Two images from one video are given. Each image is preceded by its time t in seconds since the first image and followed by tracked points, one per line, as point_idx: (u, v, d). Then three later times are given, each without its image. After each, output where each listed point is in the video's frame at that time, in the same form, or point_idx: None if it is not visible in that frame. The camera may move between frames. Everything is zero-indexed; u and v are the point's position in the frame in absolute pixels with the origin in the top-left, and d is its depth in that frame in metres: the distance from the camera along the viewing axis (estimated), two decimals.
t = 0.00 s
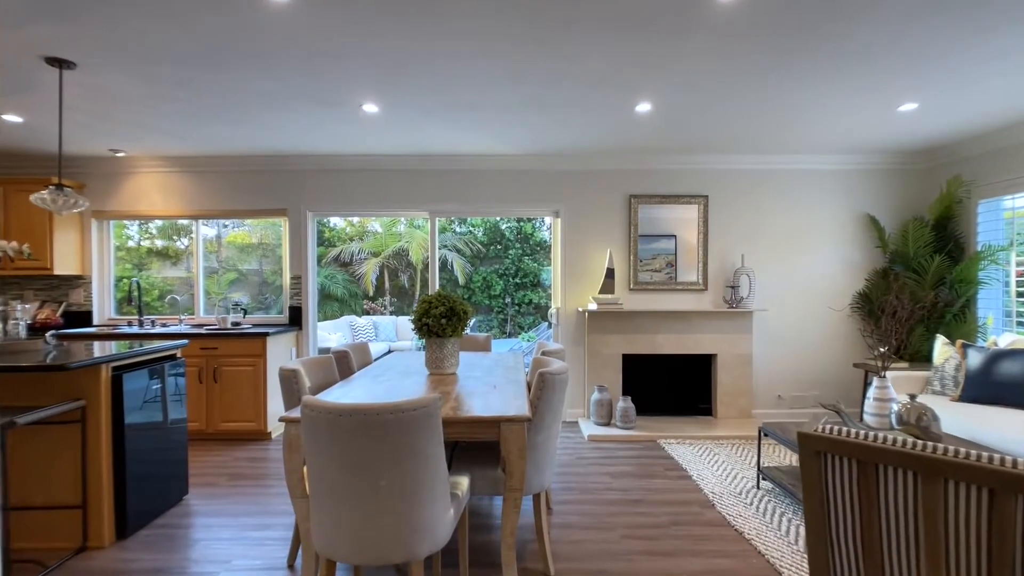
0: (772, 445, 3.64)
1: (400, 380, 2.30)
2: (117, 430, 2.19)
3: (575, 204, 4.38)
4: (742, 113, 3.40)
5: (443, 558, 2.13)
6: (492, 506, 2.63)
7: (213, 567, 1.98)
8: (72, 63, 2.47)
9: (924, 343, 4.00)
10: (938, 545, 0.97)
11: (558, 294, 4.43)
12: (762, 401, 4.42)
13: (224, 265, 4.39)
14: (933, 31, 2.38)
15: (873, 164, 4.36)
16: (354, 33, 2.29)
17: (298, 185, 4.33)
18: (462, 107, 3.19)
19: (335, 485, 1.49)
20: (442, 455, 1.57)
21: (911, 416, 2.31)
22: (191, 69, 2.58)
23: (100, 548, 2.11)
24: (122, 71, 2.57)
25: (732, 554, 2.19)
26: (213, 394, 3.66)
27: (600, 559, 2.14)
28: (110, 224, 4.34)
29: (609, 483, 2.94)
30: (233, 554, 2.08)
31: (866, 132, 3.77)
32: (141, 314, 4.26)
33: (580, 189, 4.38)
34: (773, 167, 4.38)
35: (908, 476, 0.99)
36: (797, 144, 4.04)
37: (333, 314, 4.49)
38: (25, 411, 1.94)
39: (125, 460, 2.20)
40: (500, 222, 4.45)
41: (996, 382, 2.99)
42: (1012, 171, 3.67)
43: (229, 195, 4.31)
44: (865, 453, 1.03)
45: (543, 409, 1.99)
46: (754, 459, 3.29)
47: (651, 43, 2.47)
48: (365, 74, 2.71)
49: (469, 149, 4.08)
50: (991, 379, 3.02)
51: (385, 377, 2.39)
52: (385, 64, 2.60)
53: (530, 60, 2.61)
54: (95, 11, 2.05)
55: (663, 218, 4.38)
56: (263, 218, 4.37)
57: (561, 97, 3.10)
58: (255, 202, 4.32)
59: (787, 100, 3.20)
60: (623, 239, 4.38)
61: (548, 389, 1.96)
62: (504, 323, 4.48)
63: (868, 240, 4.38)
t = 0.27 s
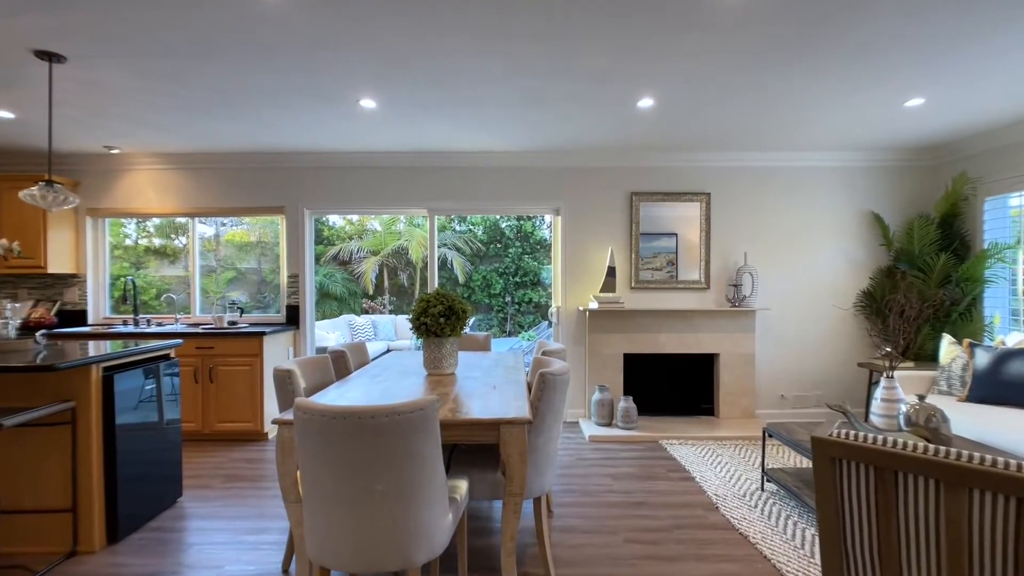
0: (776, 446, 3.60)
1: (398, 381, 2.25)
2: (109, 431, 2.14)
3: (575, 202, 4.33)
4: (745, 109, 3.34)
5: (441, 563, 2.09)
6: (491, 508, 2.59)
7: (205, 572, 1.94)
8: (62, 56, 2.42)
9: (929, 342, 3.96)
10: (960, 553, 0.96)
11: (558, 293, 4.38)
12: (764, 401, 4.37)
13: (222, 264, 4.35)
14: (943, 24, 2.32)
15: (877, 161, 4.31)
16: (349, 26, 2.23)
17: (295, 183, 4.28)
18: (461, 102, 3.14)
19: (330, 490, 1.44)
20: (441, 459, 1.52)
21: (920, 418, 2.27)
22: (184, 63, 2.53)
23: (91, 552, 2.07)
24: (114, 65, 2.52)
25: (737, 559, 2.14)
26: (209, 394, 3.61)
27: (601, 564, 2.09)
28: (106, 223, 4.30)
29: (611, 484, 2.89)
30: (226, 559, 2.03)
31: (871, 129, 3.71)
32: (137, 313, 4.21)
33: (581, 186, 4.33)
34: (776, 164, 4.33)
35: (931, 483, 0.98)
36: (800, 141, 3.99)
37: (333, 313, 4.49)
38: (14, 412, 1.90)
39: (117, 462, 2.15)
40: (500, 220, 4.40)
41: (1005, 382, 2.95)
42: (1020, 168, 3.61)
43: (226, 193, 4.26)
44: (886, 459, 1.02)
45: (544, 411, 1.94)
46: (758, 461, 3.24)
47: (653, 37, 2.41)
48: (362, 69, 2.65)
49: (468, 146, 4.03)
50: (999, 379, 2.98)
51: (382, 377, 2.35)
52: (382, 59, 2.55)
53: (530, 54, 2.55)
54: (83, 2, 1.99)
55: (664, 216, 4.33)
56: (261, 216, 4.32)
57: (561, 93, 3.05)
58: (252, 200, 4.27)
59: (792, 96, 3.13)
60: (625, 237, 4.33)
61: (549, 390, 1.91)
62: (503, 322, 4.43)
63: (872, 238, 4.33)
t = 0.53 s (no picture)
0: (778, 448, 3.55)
1: (394, 384, 2.20)
2: (97, 436, 2.09)
3: (575, 201, 4.28)
4: (747, 106, 3.29)
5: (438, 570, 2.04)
6: (490, 513, 2.54)
7: None
8: (49, 51, 2.37)
9: (932, 343, 3.92)
10: (981, 566, 0.95)
11: (558, 293, 4.33)
12: (766, 402, 4.33)
13: (219, 264, 4.30)
14: (950, 21, 2.27)
15: (879, 160, 4.27)
16: (343, 21, 2.18)
17: (292, 182, 4.23)
18: (458, 99, 3.09)
19: (322, 499, 1.40)
20: (438, 465, 1.48)
21: (926, 421, 2.23)
22: (175, 58, 2.47)
23: (79, 560, 2.02)
24: (103, 60, 2.47)
25: (741, 566, 2.09)
26: (203, 396, 3.56)
27: (602, 571, 2.05)
28: (100, 222, 4.24)
29: (611, 488, 2.85)
30: (218, 567, 1.98)
31: (873, 128, 3.67)
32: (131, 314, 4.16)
33: (581, 186, 4.28)
34: (777, 163, 4.28)
35: (951, 495, 0.97)
36: (802, 139, 3.94)
37: (330, 313, 4.42)
38: None
39: (106, 467, 2.10)
40: (499, 219, 4.35)
41: (1009, 384, 2.92)
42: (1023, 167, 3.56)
43: (221, 192, 4.21)
44: (903, 471, 1.01)
45: (544, 415, 1.89)
46: (761, 464, 3.20)
47: (654, 34, 2.37)
48: (357, 65, 2.60)
49: (466, 144, 3.98)
50: (1004, 381, 2.95)
51: (378, 380, 2.30)
52: (377, 55, 2.50)
53: (528, 50, 2.50)
54: None
55: (665, 216, 4.28)
56: (257, 215, 4.27)
57: (560, 90, 3.00)
58: (248, 199, 4.22)
59: (795, 93, 3.09)
60: (625, 237, 4.28)
61: (549, 394, 1.87)
62: (502, 322, 4.38)
63: (874, 237, 4.29)
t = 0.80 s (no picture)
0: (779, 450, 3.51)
1: (390, 388, 2.15)
2: (84, 441, 2.03)
3: (574, 200, 4.24)
4: (747, 105, 3.24)
5: None
6: (488, 519, 2.49)
7: None
8: (34, 45, 2.31)
9: (933, 344, 3.89)
10: None
11: (556, 294, 4.29)
12: (766, 403, 4.29)
13: (213, 264, 4.24)
14: (954, 20, 2.22)
15: (879, 160, 4.23)
16: (335, 15, 2.12)
17: (287, 180, 4.17)
18: (455, 96, 3.04)
19: (315, 510, 1.35)
20: (435, 471, 1.44)
21: (931, 424, 2.18)
22: (163, 53, 2.42)
23: (64, 568, 1.96)
24: (89, 54, 2.41)
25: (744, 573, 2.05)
26: (196, 399, 3.50)
27: None
28: (92, 221, 4.18)
29: (611, 492, 2.80)
30: None
31: (873, 127, 3.63)
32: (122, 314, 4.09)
33: (580, 185, 4.24)
34: (777, 163, 4.25)
35: (973, 508, 0.93)
36: (802, 138, 3.90)
37: (326, 314, 4.34)
38: None
39: (92, 473, 2.05)
40: (497, 219, 4.31)
41: (1011, 385, 2.89)
42: None
43: (215, 191, 4.15)
44: (924, 481, 0.97)
45: (544, 420, 1.85)
46: (763, 467, 3.15)
47: (654, 30, 2.32)
48: (351, 61, 2.55)
49: (464, 142, 3.93)
50: (1006, 383, 2.91)
51: (374, 383, 2.25)
52: (372, 51, 2.45)
53: (524, 47, 2.44)
54: None
55: (664, 216, 4.24)
56: (252, 214, 4.21)
57: (558, 88, 2.95)
58: (242, 198, 4.16)
59: (796, 92, 3.04)
60: (624, 236, 4.24)
61: (549, 398, 1.82)
62: (500, 322, 4.33)
63: (874, 238, 4.26)
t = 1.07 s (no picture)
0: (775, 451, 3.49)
1: (383, 391, 2.11)
2: (64, 447, 1.97)
3: (569, 199, 4.20)
4: (742, 105, 3.22)
5: None
6: (484, 524, 2.45)
7: None
8: (12, 37, 2.24)
9: (927, 344, 3.89)
10: None
11: (551, 294, 4.25)
12: (761, 404, 4.27)
13: (203, 264, 4.17)
14: (951, 20, 2.21)
15: (874, 160, 4.23)
16: (325, 10, 2.07)
17: (277, 179, 4.11)
18: (448, 94, 2.99)
19: (304, 519, 1.30)
20: (429, 478, 1.40)
21: (929, 424, 2.14)
22: (148, 47, 2.35)
23: None
24: (71, 47, 2.34)
25: None
26: (184, 402, 3.43)
27: None
28: (77, 220, 4.08)
29: (607, 495, 2.77)
30: None
31: (867, 127, 3.63)
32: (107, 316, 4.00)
33: (575, 184, 4.21)
34: (772, 163, 4.23)
35: (989, 518, 0.90)
36: (797, 138, 3.89)
37: (318, 314, 4.26)
38: None
39: (73, 480, 1.98)
40: (490, 219, 4.27)
41: (1006, 386, 2.88)
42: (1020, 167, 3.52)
43: (203, 189, 4.07)
44: (937, 490, 0.94)
45: (541, 424, 1.81)
46: (759, 468, 3.14)
47: (650, 29, 2.28)
48: (342, 57, 2.50)
49: (458, 141, 3.88)
50: (1001, 383, 2.91)
51: (367, 386, 2.20)
52: (363, 48, 2.40)
53: (519, 44, 2.40)
54: None
55: (660, 216, 4.21)
56: (242, 214, 4.15)
57: (553, 86, 2.91)
58: (232, 196, 4.09)
59: (792, 92, 3.02)
60: (619, 236, 4.21)
61: (547, 401, 1.79)
62: (494, 322, 4.29)
63: (868, 238, 4.26)
